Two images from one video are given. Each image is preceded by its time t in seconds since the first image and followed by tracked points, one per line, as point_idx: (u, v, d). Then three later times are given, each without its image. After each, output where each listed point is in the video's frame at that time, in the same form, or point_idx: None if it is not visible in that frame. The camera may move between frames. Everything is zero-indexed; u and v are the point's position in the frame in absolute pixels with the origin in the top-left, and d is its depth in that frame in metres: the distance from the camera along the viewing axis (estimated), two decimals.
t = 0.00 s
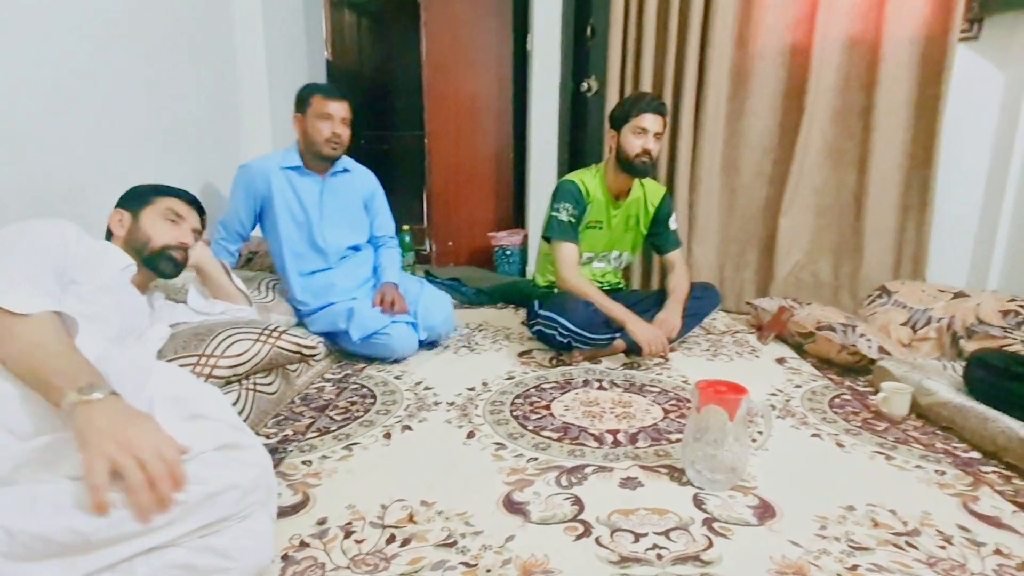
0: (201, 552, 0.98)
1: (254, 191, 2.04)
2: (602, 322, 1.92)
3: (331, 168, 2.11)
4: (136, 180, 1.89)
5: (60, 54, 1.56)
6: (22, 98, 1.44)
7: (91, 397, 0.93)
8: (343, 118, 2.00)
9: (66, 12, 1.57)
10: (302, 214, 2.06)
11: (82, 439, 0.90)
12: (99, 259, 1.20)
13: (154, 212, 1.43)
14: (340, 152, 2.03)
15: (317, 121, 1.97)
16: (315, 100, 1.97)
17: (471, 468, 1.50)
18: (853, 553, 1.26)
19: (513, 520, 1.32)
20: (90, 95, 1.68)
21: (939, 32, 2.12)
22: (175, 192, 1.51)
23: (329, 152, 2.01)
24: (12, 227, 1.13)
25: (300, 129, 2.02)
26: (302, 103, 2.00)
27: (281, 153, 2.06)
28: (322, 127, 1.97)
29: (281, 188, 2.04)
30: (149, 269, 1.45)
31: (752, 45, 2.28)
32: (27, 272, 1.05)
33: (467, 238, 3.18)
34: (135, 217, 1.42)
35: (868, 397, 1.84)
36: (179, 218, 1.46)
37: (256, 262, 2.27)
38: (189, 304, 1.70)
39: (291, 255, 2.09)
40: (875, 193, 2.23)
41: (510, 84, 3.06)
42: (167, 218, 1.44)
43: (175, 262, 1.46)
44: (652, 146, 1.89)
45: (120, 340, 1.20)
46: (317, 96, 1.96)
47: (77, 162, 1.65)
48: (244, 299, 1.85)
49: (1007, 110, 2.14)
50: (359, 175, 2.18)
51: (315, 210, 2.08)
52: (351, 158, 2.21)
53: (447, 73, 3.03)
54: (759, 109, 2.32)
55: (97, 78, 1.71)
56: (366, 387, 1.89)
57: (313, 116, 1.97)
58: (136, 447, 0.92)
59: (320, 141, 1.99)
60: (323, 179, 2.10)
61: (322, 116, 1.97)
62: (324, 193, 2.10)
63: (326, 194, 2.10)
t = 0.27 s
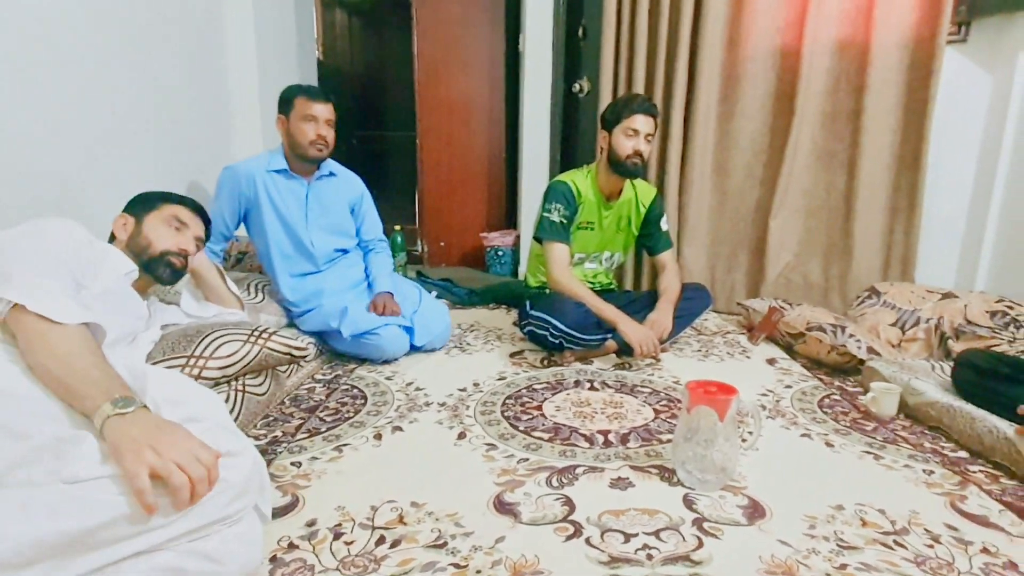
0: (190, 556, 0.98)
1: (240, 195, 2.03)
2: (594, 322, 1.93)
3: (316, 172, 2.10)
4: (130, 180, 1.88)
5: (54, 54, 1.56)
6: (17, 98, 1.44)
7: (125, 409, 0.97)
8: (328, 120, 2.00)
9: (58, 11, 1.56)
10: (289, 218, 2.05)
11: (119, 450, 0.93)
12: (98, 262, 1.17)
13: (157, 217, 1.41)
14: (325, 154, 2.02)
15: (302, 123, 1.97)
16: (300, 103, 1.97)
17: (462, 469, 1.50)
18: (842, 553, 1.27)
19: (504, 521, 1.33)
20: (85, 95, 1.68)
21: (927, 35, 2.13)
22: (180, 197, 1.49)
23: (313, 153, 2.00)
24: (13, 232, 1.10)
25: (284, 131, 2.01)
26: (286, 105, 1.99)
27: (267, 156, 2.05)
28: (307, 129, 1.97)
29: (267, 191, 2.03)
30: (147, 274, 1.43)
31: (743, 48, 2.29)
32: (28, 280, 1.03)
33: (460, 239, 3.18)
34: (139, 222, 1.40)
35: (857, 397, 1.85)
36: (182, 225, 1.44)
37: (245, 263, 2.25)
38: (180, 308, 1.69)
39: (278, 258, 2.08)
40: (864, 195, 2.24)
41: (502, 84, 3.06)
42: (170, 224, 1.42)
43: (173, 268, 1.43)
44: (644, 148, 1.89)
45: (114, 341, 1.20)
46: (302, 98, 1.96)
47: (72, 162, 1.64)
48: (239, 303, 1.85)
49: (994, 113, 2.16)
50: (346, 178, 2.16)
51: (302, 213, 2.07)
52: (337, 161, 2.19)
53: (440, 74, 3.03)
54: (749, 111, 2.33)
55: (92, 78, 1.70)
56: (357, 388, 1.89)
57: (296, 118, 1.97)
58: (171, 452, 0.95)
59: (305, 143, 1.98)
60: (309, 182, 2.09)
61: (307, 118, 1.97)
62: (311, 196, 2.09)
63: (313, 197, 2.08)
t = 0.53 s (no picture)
0: (167, 560, 0.97)
1: (219, 196, 2.01)
2: (577, 322, 1.93)
3: (297, 173, 2.08)
4: (107, 179, 1.86)
5: (31, 50, 1.53)
6: None
7: (116, 410, 0.96)
8: (309, 120, 1.98)
9: (34, 6, 1.53)
10: (269, 219, 2.03)
11: (107, 449, 0.92)
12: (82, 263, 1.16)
13: (136, 216, 1.39)
14: (307, 154, 2.00)
15: (282, 123, 1.95)
16: (281, 102, 1.95)
17: (445, 470, 1.50)
18: (821, 549, 1.28)
19: (487, 521, 1.33)
20: (61, 91, 1.65)
21: (903, 39, 2.17)
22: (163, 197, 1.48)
23: (296, 153, 1.99)
24: None
25: (264, 130, 1.99)
26: (267, 105, 1.97)
27: (247, 157, 2.03)
28: (288, 129, 1.95)
29: (247, 192, 2.01)
30: (125, 275, 1.40)
31: (724, 50, 2.31)
32: (12, 275, 1.04)
33: (442, 239, 3.17)
34: (117, 222, 1.38)
35: (835, 396, 1.88)
36: (162, 225, 1.42)
37: (225, 262, 2.23)
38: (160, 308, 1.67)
39: (259, 260, 2.06)
40: (842, 196, 2.28)
41: (485, 84, 3.06)
42: (150, 224, 1.40)
43: (151, 269, 1.41)
44: (626, 148, 1.90)
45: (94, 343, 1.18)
46: (282, 97, 1.95)
47: (48, 159, 1.61)
48: (220, 305, 1.84)
49: (968, 116, 2.20)
50: (328, 179, 2.14)
51: (283, 215, 2.05)
52: (319, 161, 2.16)
53: (423, 73, 3.02)
54: (730, 113, 2.35)
55: (68, 74, 1.67)
56: (339, 389, 1.88)
57: (278, 117, 1.96)
58: (159, 454, 0.94)
59: (286, 143, 1.96)
60: (290, 184, 2.07)
61: (288, 118, 1.95)
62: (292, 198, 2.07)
63: (294, 199, 2.06)
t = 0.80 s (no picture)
0: (129, 570, 0.94)
1: (184, 195, 1.96)
2: (552, 323, 1.93)
3: (266, 172, 2.04)
4: (69, 175, 1.80)
5: None
6: None
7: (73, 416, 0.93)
8: (278, 119, 1.95)
9: None
10: (237, 219, 1.99)
11: (62, 459, 0.88)
12: (43, 262, 1.13)
13: (104, 214, 1.37)
14: (276, 153, 1.97)
15: (251, 122, 1.92)
16: (249, 101, 1.91)
17: (419, 472, 1.49)
18: (793, 546, 1.30)
19: (463, 523, 1.32)
20: (20, 84, 1.59)
21: (869, 45, 2.22)
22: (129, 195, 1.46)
23: (264, 152, 1.95)
24: None
25: (232, 128, 1.95)
26: (235, 102, 1.94)
27: (213, 155, 1.98)
28: (257, 128, 1.92)
29: (214, 191, 1.96)
30: (93, 275, 1.38)
31: (696, 53, 2.34)
32: None
33: (416, 239, 3.15)
34: (83, 219, 1.35)
35: (805, 394, 1.91)
36: (131, 224, 1.40)
37: (192, 261, 2.17)
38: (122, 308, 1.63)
39: (226, 260, 2.02)
40: (811, 198, 2.32)
41: (459, 83, 3.05)
42: (118, 222, 1.38)
43: (122, 269, 1.39)
44: (601, 149, 1.91)
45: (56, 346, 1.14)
46: (251, 95, 1.91)
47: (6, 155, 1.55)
48: (185, 304, 1.80)
49: (930, 121, 2.26)
50: (297, 178, 2.10)
51: (251, 215, 2.01)
52: (288, 160, 2.13)
53: (396, 72, 3.00)
54: (701, 115, 2.38)
55: (28, 67, 1.62)
56: (310, 391, 1.85)
57: (245, 116, 1.92)
58: (118, 466, 0.90)
59: (254, 142, 1.93)
60: (258, 183, 2.03)
61: (256, 117, 1.92)
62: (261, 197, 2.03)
63: (262, 198, 2.02)
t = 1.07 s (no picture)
0: None
1: (151, 194, 1.90)
2: (530, 324, 1.92)
3: (238, 170, 1.99)
4: (32, 171, 1.73)
5: None
6: None
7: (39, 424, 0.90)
8: (251, 116, 1.90)
9: None
10: (207, 218, 1.94)
11: (29, 470, 0.84)
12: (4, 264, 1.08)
13: (71, 214, 1.32)
14: (248, 152, 1.92)
15: (222, 119, 1.87)
16: (220, 97, 1.86)
17: (397, 476, 1.46)
18: (771, 545, 1.32)
19: (444, 528, 1.30)
20: None
21: (840, 52, 2.27)
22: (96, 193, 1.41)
23: (236, 151, 1.90)
24: None
25: (203, 125, 1.90)
26: (205, 99, 1.88)
27: (182, 153, 1.93)
28: (229, 126, 1.87)
29: (183, 190, 1.91)
30: (60, 276, 1.33)
31: (672, 56, 2.36)
32: None
33: (390, 240, 3.11)
34: (48, 219, 1.30)
35: (779, 394, 1.94)
36: (100, 223, 1.36)
37: (160, 262, 2.11)
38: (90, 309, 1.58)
39: (195, 261, 1.96)
40: (783, 201, 2.36)
41: (434, 83, 3.02)
42: (86, 222, 1.34)
43: (91, 271, 1.34)
44: (579, 150, 1.91)
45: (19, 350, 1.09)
46: (223, 92, 1.86)
47: None
48: (155, 304, 1.75)
49: (898, 126, 2.32)
50: (270, 177, 2.06)
51: (222, 214, 1.96)
52: (260, 158, 2.08)
53: (371, 70, 2.96)
54: (677, 118, 2.40)
55: None
56: (284, 394, 1.81)
57: (217, 114, 1.87)
58: (88, 477, 0.86)
59: (226, 140, 1.88)
60: (229, 182, 1.98)
61: (228, 114, 1.87)
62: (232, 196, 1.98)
63: (234, 197, 1.98)
